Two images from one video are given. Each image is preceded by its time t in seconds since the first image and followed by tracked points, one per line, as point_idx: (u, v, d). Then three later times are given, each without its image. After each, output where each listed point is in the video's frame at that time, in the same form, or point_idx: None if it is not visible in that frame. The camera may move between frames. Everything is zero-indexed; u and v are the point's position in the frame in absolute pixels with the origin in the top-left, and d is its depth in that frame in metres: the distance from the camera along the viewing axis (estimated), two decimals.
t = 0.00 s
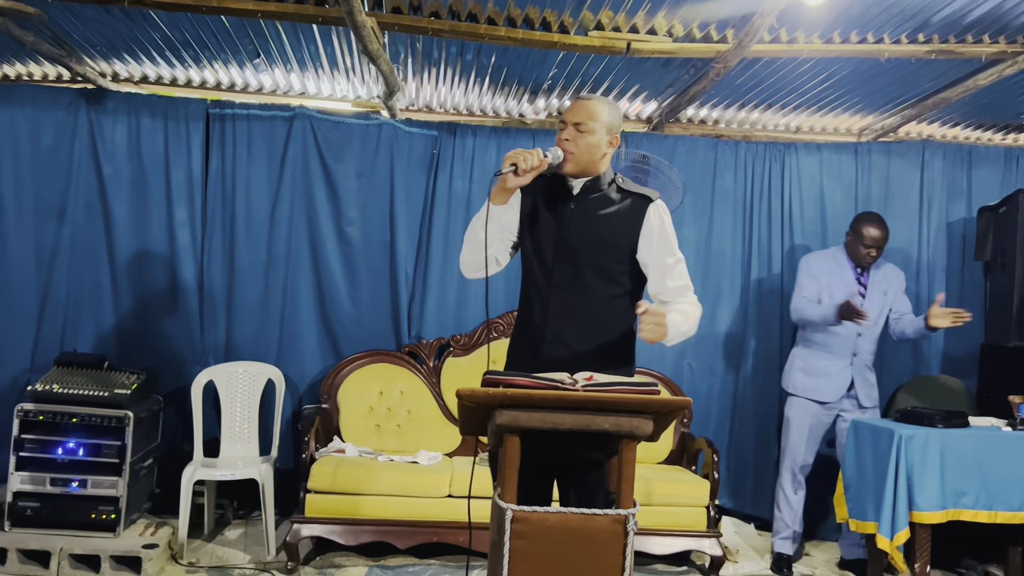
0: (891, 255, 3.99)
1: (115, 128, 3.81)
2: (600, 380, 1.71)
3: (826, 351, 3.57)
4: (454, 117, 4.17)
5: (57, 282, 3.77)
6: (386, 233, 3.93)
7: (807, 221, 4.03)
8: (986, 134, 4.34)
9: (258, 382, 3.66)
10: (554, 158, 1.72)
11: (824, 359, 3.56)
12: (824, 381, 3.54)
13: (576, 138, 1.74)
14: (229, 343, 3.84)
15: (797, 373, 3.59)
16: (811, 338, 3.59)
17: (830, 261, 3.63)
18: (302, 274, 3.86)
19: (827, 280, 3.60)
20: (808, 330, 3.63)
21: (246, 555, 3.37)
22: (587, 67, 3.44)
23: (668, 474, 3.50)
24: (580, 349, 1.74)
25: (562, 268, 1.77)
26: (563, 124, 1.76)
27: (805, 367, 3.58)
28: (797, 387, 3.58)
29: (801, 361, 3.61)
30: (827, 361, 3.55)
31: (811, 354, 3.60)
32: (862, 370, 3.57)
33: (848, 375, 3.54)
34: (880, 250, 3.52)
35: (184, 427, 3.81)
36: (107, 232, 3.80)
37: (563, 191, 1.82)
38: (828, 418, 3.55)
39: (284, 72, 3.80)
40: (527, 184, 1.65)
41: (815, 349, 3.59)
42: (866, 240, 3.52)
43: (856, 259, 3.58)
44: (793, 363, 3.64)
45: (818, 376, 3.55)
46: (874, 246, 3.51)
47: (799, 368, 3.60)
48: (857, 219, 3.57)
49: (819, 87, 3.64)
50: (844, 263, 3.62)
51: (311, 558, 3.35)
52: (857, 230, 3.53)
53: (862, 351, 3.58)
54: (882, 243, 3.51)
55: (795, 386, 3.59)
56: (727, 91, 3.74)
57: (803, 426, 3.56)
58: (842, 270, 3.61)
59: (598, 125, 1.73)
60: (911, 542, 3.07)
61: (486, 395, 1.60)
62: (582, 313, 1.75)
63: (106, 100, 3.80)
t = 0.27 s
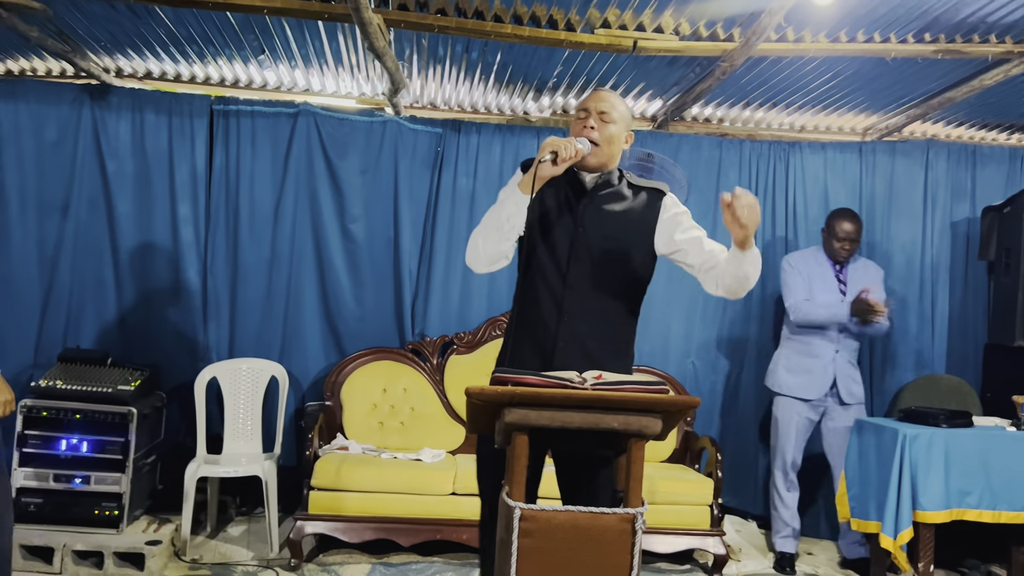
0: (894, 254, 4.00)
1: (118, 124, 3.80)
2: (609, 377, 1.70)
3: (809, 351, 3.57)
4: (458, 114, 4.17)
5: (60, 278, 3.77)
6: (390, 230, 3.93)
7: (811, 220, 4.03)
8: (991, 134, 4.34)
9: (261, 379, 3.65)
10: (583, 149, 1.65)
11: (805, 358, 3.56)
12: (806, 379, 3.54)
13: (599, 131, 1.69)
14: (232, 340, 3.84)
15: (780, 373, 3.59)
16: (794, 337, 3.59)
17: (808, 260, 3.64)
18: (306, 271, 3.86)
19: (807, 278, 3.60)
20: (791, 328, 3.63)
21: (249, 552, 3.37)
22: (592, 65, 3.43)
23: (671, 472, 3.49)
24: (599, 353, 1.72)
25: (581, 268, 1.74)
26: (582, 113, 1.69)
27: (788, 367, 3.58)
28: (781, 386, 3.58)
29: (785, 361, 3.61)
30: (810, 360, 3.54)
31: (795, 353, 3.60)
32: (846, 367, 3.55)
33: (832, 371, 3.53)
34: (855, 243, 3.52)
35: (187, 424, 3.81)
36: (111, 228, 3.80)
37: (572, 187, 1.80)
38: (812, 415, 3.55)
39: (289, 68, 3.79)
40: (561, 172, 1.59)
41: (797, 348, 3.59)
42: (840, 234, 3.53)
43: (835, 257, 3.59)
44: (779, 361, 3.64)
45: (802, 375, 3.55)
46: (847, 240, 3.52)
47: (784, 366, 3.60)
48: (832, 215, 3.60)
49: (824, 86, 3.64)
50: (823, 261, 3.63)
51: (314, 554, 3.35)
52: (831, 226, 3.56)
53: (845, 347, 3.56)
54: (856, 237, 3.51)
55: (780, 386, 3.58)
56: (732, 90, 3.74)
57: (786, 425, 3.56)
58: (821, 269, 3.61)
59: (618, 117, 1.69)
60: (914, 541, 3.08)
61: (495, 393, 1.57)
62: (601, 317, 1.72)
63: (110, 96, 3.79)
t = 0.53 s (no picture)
0: (904, 254, 3.98)
1: (128, 120, 3.80)
2: (620, 375, 1.70)
3: (810, 350, 3.54)
4: (467, 111, 4.17)
5: (69, 273, 3.77)
6: (398, 227, 3.93)
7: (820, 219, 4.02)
8: (1001, 133, 4.32)
9: (269, 375, 3.65)
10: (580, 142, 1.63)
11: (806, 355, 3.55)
12: (805, 378, 3.53)
13: (591, 125, 1.67)
14: (241, 336, 3.84)
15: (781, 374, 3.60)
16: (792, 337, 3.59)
17: (803, 259, 3.65)
18: (314, 267, 3.86)
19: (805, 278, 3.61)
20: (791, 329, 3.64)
21: (256, 547, 3.37)
22: (602, 62, 3.42)
23: (679, 471, 3.49)
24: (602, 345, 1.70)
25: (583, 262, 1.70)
26: (572, 109, 1.66)
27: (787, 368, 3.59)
28: (781, 387, 3.58)
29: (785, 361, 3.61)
30: (809, 358, 3.53)
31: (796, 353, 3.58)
32: (845, 365, 3.53)
33: (832, 370, 3.51)
34: (846, 233, 3.54)
35: (195, 419, 3.81)
36: (120, 223, 3.80)
37: (566, 180, 1.76)
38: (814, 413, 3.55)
39: (298, 64, 3.79)
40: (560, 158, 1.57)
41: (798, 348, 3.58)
42: (831, 228, 3.55)
43: (831, 253, 3.59)
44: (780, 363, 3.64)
45: (803, 374, 3.54)
46: (836, 231, 3.54)
47: (785, 367, 3.60)
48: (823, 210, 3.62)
49: (835, 84, 3.62)
50: (820, 259, 3.64)
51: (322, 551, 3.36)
52: (823, 220, 3.57)
53: (845, 346, 3.54)
54: (845, 227, 3.53)
55: (780, 386, 3.58)
56: (742, 88, 3.73)
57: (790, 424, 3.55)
58: (820, 267, 3.62)
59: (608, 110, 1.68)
60: (923, 541, 3.07)
61: (506, 389, 1.55)
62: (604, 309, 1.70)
63: (120, 91, 3.79)
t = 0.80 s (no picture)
0: (913, 254, 3.96)
1: (136, 116, 3.81)
2: (624, 376, 1.71)
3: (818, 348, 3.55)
4: (474, 109, 4.17)
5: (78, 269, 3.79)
6: (405, 224, 3.93)
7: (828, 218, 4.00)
8: (1012, 132, 4.29)
9: (275, 371, 3.66)
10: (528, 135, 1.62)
11: (813, 352, 3.56)
12: (813, 376, 3.52)
13: (538, 119, 1.67)
14: (248, 333, 3.85)
15: (788, 369, 3.60)
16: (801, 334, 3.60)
17: (812, 257, 3.64)
18: (321, 264, 3.86)
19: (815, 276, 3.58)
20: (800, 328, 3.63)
21: (262, 543, 3.38)
22: (609, 60, 3.41)
23: (685, 470, 3.48)
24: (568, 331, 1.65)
25: (544, 255, 1.66)
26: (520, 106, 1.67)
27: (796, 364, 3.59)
28: (790, 384, 3.57)
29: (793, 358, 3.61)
30: (817, 356, 3.53)
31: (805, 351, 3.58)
32: (854, 363, 3.52)
33: (840, 368, 3.50)
34: (854, 228, 3.52)
35: (202, 415, 3.82)
36: (127, 219, 3.81)
37: (521, 173, 1.72)
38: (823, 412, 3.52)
39: (306, 61, 3.80)
40: (507, 148, 1.56)
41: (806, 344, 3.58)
42: (839, 225, 3.54)
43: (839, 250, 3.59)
44: (788, 363, 3.63)
45: (810, 372, 3.54)
46: (844, 226, 3.52)
47: (793, 367, 3.59)
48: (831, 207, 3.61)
49: (843, 82, 3.61)
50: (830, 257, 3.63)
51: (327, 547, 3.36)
52: (831, 217, 3.56)
53: (854, 343, 3.54)
54: (853, 222, 3.52)
55: (788, 383, 3.58)
56: (750, 86, 3.72)
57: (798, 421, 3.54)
58: (829, 264, 3.60)
59: (554, 104, 1.68)
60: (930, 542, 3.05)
61: (510, 386, 1.53)
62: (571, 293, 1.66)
63: (128, 88, 3.81)
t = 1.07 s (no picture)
0: (924, 254, 3.93)
1: (148, 114, 3.84)
2: (627, 375, 1.71)
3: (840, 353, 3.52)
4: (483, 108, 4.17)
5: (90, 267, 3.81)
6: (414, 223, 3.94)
7: (839, 218, 3.98)
8: None
9: (285, 369, 3.68)
10: (471, 133, 1.76)
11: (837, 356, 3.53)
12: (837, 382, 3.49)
13: (487, 120, 1.81)
14: (257, 331, 3.87)
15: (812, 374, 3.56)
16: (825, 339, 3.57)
17: (836, 259, 3.62)
18: (330, 263, 3.87)
19: (838, 278, 3.58)
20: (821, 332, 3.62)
21: (270, 540, 3.39)
22: (618, 59, 3.41)
23: (692, 471, 3.47)
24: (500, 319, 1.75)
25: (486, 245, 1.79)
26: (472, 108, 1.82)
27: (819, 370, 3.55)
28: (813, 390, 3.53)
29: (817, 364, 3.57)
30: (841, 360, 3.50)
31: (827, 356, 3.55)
32: (879, 366, 3.51)
33: (866, 373, 3.48)
34: (882, 225, 3.51)
35: (212, 413, 3.84)
36: (139, 217, 3.84)
37: (478, 174, 1.87)
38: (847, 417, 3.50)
39: (316, 60, 3.81)
40: (443, 147, 1.73)
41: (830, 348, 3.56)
42: (864, 225, 3.53)
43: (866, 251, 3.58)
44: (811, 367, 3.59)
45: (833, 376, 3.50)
46: (872, 226, 3.51)
47: (817, 372, 3.55)
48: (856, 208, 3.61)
49: (854, 81, 3.58)
50: (853, 259, 3.61)
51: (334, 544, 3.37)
52: (856, 218, 3.56)
53: (880, 347, 3.52)
54: (880, 220, 3.51)
55: (812, 389, 3.54)
56: (761, 85, 3.70)
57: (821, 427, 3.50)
58: (852, 267, 3.59)
59: (504, 105, 1.81)
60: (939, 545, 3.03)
61: (512, 384, 1.55)
62: (492, 287, 1.76)
63: (140, 87, 3.83)
